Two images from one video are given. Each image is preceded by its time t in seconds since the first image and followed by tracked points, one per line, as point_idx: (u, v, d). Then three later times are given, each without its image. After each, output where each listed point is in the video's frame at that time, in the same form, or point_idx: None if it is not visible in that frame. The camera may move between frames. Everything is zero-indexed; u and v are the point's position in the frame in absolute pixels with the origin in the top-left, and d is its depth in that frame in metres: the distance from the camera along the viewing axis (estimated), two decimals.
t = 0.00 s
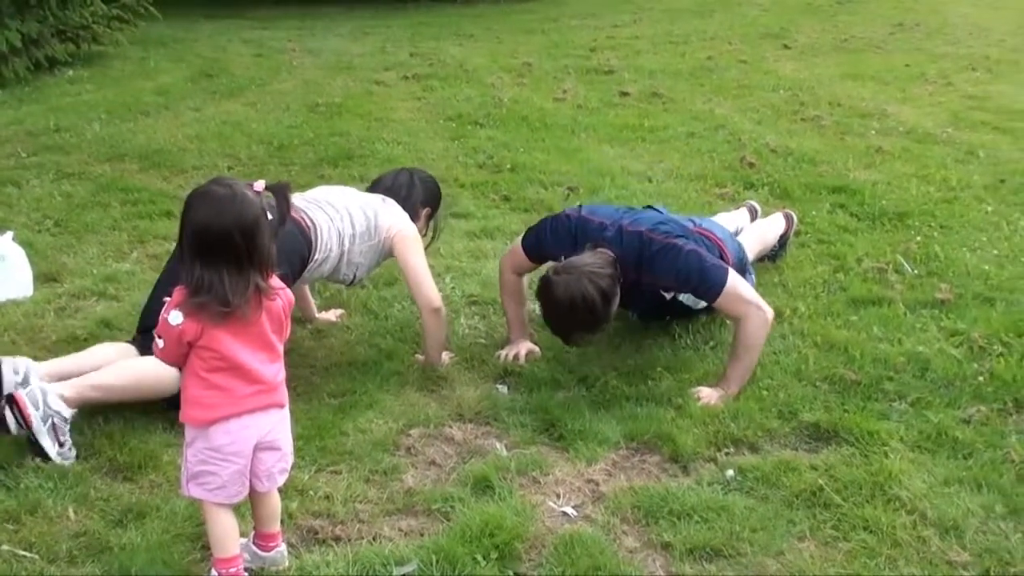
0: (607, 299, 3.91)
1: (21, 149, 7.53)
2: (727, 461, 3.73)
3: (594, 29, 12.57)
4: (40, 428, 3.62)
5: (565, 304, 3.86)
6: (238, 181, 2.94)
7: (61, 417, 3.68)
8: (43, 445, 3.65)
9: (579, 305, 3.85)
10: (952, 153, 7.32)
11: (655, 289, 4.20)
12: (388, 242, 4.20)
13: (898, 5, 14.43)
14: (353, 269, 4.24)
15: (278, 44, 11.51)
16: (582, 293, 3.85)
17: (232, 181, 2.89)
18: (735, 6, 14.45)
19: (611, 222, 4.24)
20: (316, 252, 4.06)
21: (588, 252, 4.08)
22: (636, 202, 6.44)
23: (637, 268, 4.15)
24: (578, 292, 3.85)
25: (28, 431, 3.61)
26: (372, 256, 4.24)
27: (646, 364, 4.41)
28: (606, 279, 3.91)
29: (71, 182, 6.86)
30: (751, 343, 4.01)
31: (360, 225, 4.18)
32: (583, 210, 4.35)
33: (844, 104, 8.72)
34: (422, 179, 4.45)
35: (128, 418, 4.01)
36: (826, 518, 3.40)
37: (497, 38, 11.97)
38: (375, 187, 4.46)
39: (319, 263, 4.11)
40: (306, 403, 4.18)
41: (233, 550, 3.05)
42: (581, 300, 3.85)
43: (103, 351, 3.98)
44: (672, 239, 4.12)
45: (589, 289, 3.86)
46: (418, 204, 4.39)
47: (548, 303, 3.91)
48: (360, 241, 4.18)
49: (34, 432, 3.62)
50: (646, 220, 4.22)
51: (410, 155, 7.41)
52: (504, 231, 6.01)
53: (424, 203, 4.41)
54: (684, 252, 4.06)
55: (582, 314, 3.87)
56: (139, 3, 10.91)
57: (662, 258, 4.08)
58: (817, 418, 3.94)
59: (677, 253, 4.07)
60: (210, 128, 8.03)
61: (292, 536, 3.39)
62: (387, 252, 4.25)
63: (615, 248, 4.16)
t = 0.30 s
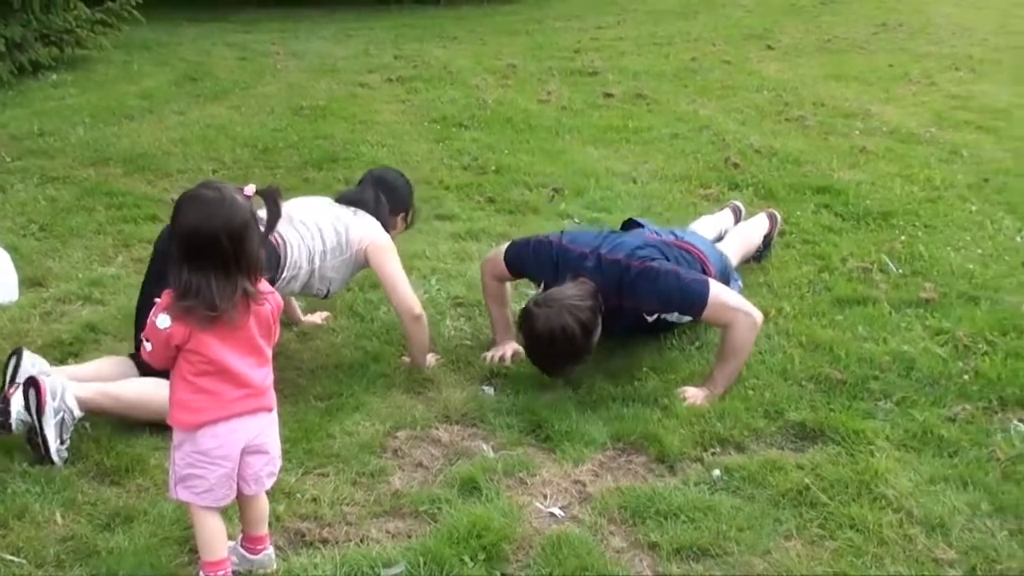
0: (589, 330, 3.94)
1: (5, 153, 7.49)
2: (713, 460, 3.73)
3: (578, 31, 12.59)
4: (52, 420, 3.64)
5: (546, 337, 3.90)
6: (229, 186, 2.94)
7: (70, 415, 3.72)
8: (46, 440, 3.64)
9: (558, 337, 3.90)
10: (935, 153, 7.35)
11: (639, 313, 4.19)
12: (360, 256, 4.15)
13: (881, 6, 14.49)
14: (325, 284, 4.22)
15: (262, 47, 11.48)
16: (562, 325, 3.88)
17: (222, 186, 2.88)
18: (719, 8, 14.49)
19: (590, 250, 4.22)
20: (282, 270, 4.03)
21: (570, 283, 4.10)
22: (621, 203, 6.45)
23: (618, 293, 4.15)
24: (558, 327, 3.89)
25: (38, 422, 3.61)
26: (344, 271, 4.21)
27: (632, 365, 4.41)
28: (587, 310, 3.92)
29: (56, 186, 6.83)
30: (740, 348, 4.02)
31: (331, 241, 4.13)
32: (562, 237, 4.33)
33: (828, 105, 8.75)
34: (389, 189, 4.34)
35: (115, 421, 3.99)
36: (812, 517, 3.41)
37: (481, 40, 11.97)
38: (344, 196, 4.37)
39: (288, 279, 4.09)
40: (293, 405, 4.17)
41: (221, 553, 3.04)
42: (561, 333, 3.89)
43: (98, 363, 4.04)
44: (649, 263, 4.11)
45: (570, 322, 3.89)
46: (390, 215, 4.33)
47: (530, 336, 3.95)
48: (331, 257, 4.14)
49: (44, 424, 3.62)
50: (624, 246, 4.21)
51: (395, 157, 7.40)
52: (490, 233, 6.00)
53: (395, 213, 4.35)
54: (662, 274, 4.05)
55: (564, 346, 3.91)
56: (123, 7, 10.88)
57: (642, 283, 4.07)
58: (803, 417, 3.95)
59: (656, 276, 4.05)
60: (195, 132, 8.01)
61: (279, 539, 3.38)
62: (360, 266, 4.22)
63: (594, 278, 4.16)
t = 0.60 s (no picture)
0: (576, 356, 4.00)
1: None
2: (701, 465, 3.73)
3: (566, 34, 12.59)
4: (34, 418, 3.61)
5: (534, 365, 3.96)
6: (220, 190, 2.92)
7: (53, 414, 3.70)
8: (31, 440, 3.61)
9: (546, 365, 3.95)
10: (924, 157, 7.36)
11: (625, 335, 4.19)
12: (333, 261, 4.08)
13: (869, 10, 14.53)
14: (297, 289, 4.14)
15: (251, 50, 11.46)
16: (550, 355, 3.94)
17: (213, 190, 2.87)
18: (708, 12, 14.51)
19: (573, 275, 4.20)
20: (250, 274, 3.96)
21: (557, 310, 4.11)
22: (610, 207, 6.44)
23: (603, 317, 4.14)
24: (545, 356, 3.94)
25: (21, 421, 3.59)
26: (315, 276, 4.13)
27: (620, 370, 4.40)
28: (574, 338, 3.96)
29: (44, 189, 6.80)
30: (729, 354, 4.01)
31: (303, 246, 4.06)
32: (545, 261, 4.30)
33: (816, 109, 8.76)
34: (366, 196, 4.30)
35: (102, 425, 3.96)
36: (800, 521, 3.40)
37: (470, 44, 11.97)
38: (320, 200, 4.32)
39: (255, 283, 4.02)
40: (280, 409, 4.15)
41: (209, 557, 3.02)
42: (549, 362, 3.94)
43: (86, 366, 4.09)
44: (631, 284, 4.10)
45: (557, 350, 3.94)
46: (365, 222, 4.29)
47: (518, 363, 4.00)
48: (303, 262, 4.07)
49: (26, 422, 3.60)
50: (606, 270, 4.19)
51: (383, 160, 7.39)
52: (478, 236, 5.99)
53: (371, 220, 4.30)
54: (646, 294, 4.05)
55: (552, 374, 3.98)
56: (111, 10, 10.84)
57: (626, 305, 4.07)
58: (791, 422, 3.94)
59: (638, 297, 4.05)
60: (184, 135, 7.98)
61: (267, 543, 3.36)
62: (333, 270, 4.13)
63: (579, 305, 4.14)
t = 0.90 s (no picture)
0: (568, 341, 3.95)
1: None
2: (690, 469, 3.73)
3: (559, 38, 12.60)
4: (27, 411, 3.61)
5: (526, 347, 3.89)
6: (211, 191, 2.91)
7: (46, 409, 3.69)
8: (23, 432, 3.60)
9: (537, 350, 3.89)
10: (915, 164, 7.38)
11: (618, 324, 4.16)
12: (321, 254, 4.03)
13: (861, 17, 14.57)
14: (285, 283, 4.09)
15: (243, 51, 11.44)
16: (541, 340, 3.88)
17: (206, 191, 2.86)
18: (701, 17, 14.54)
19: (571, 260, 4.19)
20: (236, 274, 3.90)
21: (552, 292, 4.07)
22: (601, 211, 6.45)
23: (599, 302, 4.13)
24: (539, 338, 3.87)
25: (14, 413, 3.58)
26: (303, 270, 4.08)
27: (610, 374, 4.40)
28: (568, 326, 3.91)
29: (35, 189, 6.77)
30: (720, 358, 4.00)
31: (288, 240, 4.01)
32: (542, 246, 4.29)
33: (808, 115, 8.78)
34: (349, 181, 4.26)
35: (92, 425, 3.95)
36: (789, 527, 3.40)
37: (463, 47, 11.98)
38: (302, 189, 4.28)
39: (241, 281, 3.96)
40: (270, 410, 4.14)
41: (198, 558, 3.00)
42: (542, 344, 3.88)
43: (75, 362, 4.06)
44: (630, 272, 4.09)
45: (551, 332, 3.88)
46: (349, 206, 4.25)
47: (509, 343, 3.93)
48: (290, 257, 4.02)
49: (19, 415, 3.59)
50: (605, 255, 4.18)
51: (375, 163, 7.38)
52: (469, 239, 5.99)
53: (355, 205, 4.26)
54: (644, 283, 4.03)
55: (542, 357, 3.91)
56: (104, 10, 10.82)
57: (623, 293, 4.06)
58: (781, 427, 3.94)
59: (636, 285, 4.04)
60: (175, 136, 7.96)
61: (255, 544, 3.35)
62: (320, 263, 4.09)
63: (576, 289, 4.12)
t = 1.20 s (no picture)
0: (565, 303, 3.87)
1: None
2: (682, 474, 3.72)
3: (558, 40, 12.60)
4: (32, 357, 3.60)
5: (523, 302, 3.79)
6: (206, 189, 2.90)
7: (43, 372, 3.63)
8: (9, 366, 3.58)
9: (533, 307, 3.80)
10: (912, 171, 7.39)
11: (614, 295, 4.16)
12: (328, 243, 4.02)
13: (859, 23, 14.59)
14: (294, 270, 4.08)
15: (242, 49, 11.43)
16: (540, 299, 3.79)
17: (202, 189, 2.85)
18: (699, 21, 14.56)
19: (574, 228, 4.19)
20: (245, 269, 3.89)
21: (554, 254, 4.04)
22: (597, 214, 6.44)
23: (600, 271, 4.12)
24: (538, 294, 3.80)
25: (23, 348, 3.61)
26: (311, 256, 4.07)
27: (604, 377, 4.40)
28: (569, 291, 3.86)
29: (32, 183, 6.75)
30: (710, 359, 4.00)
31: (294, 228, 3.99)
32: (547, 214, 4.28)
33: (805, 120, 8.79)
34: (345, 157, 4.15)
35: (85, 421, 3.94)
36: (780, 533, 3.40)
37: (461, 47, 11.98)
38: (301, 171, 4.23)
39: (252, 276, 3.94)
40: (263, 409, 4.13)
41: (188, 555, 3.00)
42: (541, 300, 3.79)
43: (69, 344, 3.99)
44: (638, 246, 4.10)
45: (552, 290, 3.81)
46: (347, 180, 4.14)
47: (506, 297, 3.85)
48: (297, 246, 4.00)
49: (24, 352, 3.60)
50: (612, 227, 4.18)
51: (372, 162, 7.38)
52: (465, 240, 5.99)
53: (354, 178, 4.15)
54: (650, 260, 4.06)
55: (537, 316, 3.81)
56: (103, 6, 10.80)
57: (627, 265, 4.07)
58: (773, 433, 3.94)
59: (642, 261, 4.05)
60: (173, 132, 7.95)
61: (246, 542, 3.34)
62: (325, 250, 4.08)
63: (580, 252, 4.11)
